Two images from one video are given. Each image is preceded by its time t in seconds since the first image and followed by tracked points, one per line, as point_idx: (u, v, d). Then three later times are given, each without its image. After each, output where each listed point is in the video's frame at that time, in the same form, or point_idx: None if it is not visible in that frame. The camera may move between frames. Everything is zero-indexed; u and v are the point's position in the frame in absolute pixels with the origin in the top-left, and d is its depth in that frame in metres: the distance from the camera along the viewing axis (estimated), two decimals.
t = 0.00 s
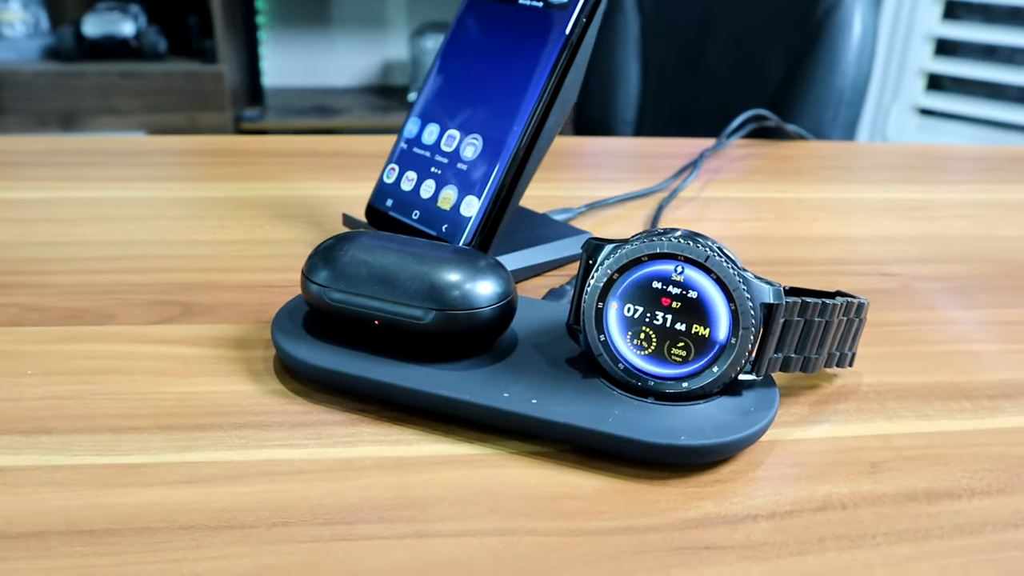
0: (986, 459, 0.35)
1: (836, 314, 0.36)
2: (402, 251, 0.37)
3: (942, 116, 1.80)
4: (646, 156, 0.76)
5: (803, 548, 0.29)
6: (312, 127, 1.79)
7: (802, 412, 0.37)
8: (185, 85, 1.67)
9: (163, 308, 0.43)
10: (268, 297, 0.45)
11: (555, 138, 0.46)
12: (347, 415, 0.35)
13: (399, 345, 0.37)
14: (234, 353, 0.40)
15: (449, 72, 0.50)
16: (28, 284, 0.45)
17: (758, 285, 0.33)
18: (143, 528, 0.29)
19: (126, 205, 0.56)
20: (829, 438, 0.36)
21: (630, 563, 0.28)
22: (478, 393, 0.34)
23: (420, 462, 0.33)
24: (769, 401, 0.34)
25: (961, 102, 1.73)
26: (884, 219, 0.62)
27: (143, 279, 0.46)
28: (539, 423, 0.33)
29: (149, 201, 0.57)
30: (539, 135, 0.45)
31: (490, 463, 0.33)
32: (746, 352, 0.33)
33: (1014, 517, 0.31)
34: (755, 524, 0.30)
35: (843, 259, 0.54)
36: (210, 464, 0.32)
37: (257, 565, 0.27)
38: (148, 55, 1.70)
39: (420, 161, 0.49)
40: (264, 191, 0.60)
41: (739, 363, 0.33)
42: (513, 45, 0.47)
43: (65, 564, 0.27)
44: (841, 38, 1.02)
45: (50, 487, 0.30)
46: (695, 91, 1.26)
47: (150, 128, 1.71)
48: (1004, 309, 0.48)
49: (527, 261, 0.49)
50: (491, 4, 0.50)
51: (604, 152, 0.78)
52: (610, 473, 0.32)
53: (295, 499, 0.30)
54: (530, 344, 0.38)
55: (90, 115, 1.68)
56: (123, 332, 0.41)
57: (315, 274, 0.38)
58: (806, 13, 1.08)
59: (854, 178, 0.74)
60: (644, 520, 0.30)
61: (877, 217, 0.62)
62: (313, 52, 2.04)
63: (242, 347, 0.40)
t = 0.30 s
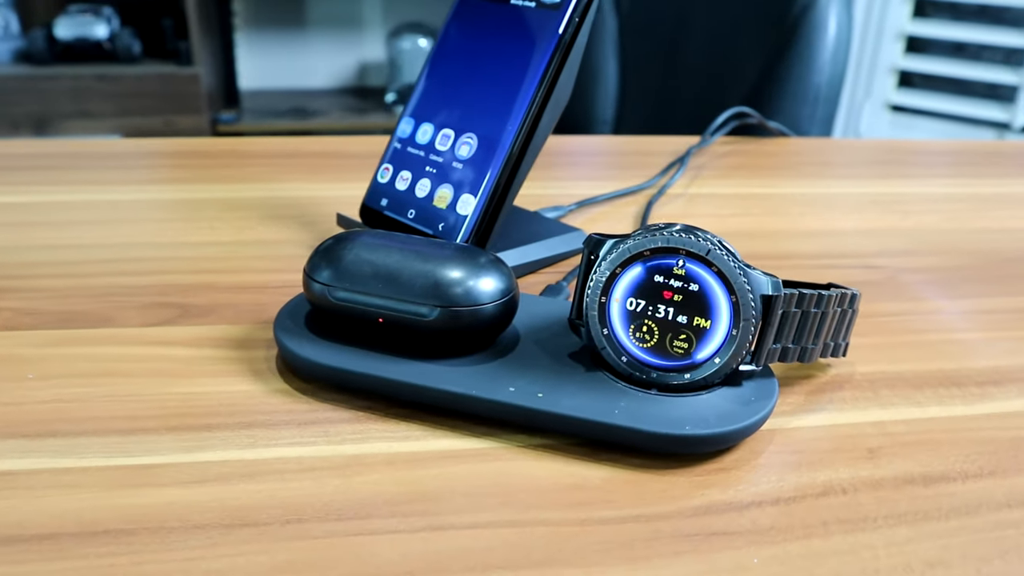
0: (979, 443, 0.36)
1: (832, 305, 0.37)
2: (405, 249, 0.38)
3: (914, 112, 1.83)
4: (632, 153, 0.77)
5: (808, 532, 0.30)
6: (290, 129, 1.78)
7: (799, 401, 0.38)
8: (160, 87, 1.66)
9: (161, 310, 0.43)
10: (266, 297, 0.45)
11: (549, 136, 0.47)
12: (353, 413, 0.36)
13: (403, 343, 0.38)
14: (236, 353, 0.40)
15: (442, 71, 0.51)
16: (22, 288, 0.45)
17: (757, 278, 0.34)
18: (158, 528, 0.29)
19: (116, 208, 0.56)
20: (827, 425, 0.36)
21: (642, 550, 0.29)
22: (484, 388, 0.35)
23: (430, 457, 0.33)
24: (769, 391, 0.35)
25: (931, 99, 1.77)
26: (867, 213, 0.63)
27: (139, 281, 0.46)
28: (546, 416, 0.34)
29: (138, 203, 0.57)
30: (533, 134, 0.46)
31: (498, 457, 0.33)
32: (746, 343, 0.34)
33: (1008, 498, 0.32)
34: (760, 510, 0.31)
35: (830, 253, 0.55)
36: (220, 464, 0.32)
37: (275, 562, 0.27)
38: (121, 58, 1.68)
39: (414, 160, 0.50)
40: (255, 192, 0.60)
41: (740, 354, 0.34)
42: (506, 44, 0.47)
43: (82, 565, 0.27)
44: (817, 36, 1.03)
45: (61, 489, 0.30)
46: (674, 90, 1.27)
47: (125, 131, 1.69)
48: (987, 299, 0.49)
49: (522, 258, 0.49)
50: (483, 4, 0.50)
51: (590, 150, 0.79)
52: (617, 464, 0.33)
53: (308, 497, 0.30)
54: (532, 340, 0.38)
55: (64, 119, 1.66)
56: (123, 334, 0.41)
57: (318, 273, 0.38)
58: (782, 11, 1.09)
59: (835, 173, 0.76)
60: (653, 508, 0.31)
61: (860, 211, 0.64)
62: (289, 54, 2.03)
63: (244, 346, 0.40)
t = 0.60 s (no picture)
0: (969, 429, 0.37)
1: (827, 298, 0.38)
2: (408, 249, 0.38)
3: (885, 110, 1.86)
4: (617, 153, 0.78)
5: (812, 518, 0.31)
6: (265, 133, 1.77)
7: (795, 392, 0.39)
8: (133, 92, 1.64)
9: (159, 314, 0.43)
10: (264, 300, 0.45)
11: (543, 137, 0.47)
12: (360, 412, 0.36)
13: (408, 342, 0.38)
14: (239, 355, 0.40)
15: (434, 73, 0.51)
16: (15, 295, 0.44)
17: (756, 272, 0.35)
18: (174, 529, 0.29)
19: (105, 213, 0.56)
20: (824, 415, 0.37)
21: (654, 539, 0.29)
22: (491, 385, 0.35)
23: (439, 454, 0.33)
24: (769, 382, 0.36)
25: (900, 97, 1.80)
26: (849, 209, 0.65)
27: (134, 286, 0.46)
28: (552, 411, 0.34)
29: (128, 208, 0.57)
30: (528, 134, 0.46)
31: (506, 452, 0.34)
32: (747, 335, 0.35)
33: (1001, 481, 0.33)
34: (765, 498, 0.32)
35: (816, 248, 0.56)
36: (231, 465, 0.32)
37: (294, 559, 0.28)
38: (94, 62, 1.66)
39: (408, 161, 0.50)
40: (244, 195, 0.60)
41: (740, 347, 0.35)
42: (499, 46, 0.48)
43: (99, 568, 0.27)
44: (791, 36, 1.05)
45: (72, 494, 0.30)
46: (651, 90, 1.29)
47: (98, 136, 1.67)
48: (969, 291, 0.50)
49: (517, 257, 0.50)
50: (475, 6, 0.51)
51: (575, 151, 0.79)
52: (623, 457, 0.34)
53: (321, 495, 0.31)
54: (534, 337, 0.39)
55: (35, 125, 1.64)
56: (122, 339, 0.41)
57: (321, 274, 0.38)
58: (756, 11, 1.11)
59: (815, 171, 0.77)
60: (662, 498, 0.31)
61: (842, 208, 0.65)
62: (263, 57, 2.01)
63: (245, 349, 0.40)
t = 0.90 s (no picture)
0: (961, 417, 0.38)
1: (821, 292, 0.39)
2: (411, 249, 0.38)
3: (856, 110, 1.89)
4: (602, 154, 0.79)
5: (815, 505, 0.32)
6: (241, 137, 1.75)
7: (791, 384, 0.40)
8: (106, 98, 1.62)
9: (158, 318, 0.43)
10: (262, 302, 0.45)
11: (537, 138, 0.48)
12: (367, 411, 0.36)
13: (411, 341, 0.38)
14: (241, 358, 0.40)
15: (427, 76, 0.51)
16: (10, 303, 0.44)
17: (755, 268, 0.36)
18: (189, 530, 0.29)
19: (94, 219, 0.55)
20: (821, 406, 0.38)
21: (664, 529, 0.30)
22: (497, 382, 0.36)
23: (448, 450, 0.34)
24: (767, 375, 0.37)
25: (869, 96, 1.84)
26: (831, 205, 0.66)
27: (130, 291, 0.46)
28: (559, 406, 0.35)
29: (117, 213, 0.56)
30: (523, 135, 0.47)
31: (515, 448, 0.34)
32: (747, 329, 0.35)
33: (993, 466, 0.34)
34: (769, 486, 0.33)
35: (802, 244, 0.57)
36: (241, 466, 0.32)
37: (312, 557, 0.28)
38: (65, 67, 1.65)
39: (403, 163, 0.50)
40: (234, 199, 0.60)
41: (740, 340, 0.35)
42: (492, 48, 0.48)
43: (117, 570, 0.27)
44: (765, 37, 1.07)
45: (84, 498, 0.30)
46: (629, 92, 1.30)
47: (71, 142, 1.65)
48: (952, 284, 0.52)
49: (512, 258, 0.50)
50: (467, 9, 0.51)
51: (560, 152, 0.80)
52: (629, 450, 0.34)
53: (334, 494, 0.31)
54: (536, 334, 0.39)
55: (6, 132, 1.62)
56: (122, 343, 0.41)
57: (324, 275, 0.38)
58: (730, 12, 1.12)
59: (795, 170, 0.79)
60: (669, 489, 0.32)
61: (824, 205, 0.66)
62: (237, 61, 2.00)
63: (247, 351, 0.40)
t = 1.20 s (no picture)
0: (948, 403, 0.39)
1: (812, 284, 0.40)
2: (410, 248, 0.39)
3: (824, 108, 1.92)
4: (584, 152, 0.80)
5: (814, 491, 0.33)
6: (213, 140, 1.74)
7: (784, 374, 0.41)
8: (73, 101, 1.60)
9: (153, 321, 0.43)
10: (258, 304, 0.45)
11: (528, 138, 0.48)
12: (372, 409, 0.37)
13: (412, 338, 0.39)
14: (241, 359, 0.40)
15: (417, 77, 0.52)
16: None
17: (751, 262, 0.36)
18: (203, 530, 0.29)
19: (79, 222, 0.55)
20: (814, 395, 0.39)
21: (671, 517, 0.31)
22: (500, 377, 0.36)
23: (455, 446, 0.34)
24: (763, 366, 0.38)
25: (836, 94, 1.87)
26: (811, 201, 0.67)
27: (122, 294, 0.45)
28: (562, 400, 0.35)
29: (102, 216, 0.56)
30: (515, 135, 0.47)
31: (520, 442, 0.35)
32: (743, 321, 0.36)
33: (982, 450, 0.36)
34: (769, 473, 0.34)
35: (786, 239, 0.58)
36: (249, 465, 0.32)
37: (328, 553, 0.28)
38: (31, 71, 1.62)
39: (394, 164, 0.51)
40: (220, 201, 0.60)
41: (738, 332, 0.36)
42: (483, 48, 0.48)
43: (133, 571, 0.27)
44: (738, 36, 1.08)
45: (93, 501, 0.30)
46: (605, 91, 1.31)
47: (38, 147, 1.62)
48: (931, 276, 0.53)
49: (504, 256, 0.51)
50: (455, 10, 0.51)
51: (543, 151, 0.81)
52: (632, 442, 0.35)
53: (345, 491, 0.31)
54: (535, 330, 0.40)
55: None
56: (118, 346, 0.40)
57: (324, 274, 0.38)
58: (703, 13, 1.14)
59: (773, 167, 0.80)
60: (673, 479, 0.33)
61: (804, 201, 0.68)
62: (207, 64, 1.98)
63: (247, 352, 0.40)
